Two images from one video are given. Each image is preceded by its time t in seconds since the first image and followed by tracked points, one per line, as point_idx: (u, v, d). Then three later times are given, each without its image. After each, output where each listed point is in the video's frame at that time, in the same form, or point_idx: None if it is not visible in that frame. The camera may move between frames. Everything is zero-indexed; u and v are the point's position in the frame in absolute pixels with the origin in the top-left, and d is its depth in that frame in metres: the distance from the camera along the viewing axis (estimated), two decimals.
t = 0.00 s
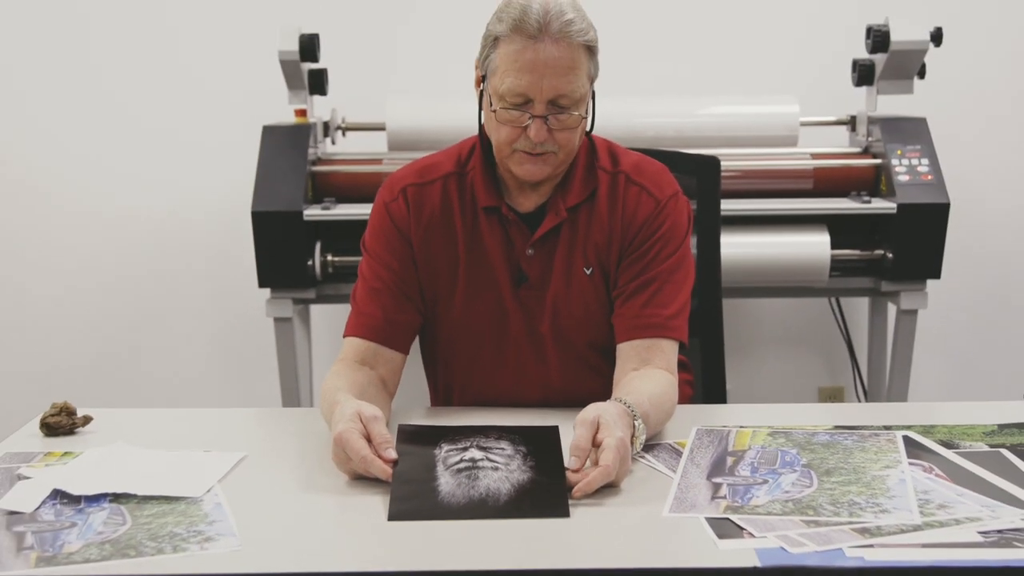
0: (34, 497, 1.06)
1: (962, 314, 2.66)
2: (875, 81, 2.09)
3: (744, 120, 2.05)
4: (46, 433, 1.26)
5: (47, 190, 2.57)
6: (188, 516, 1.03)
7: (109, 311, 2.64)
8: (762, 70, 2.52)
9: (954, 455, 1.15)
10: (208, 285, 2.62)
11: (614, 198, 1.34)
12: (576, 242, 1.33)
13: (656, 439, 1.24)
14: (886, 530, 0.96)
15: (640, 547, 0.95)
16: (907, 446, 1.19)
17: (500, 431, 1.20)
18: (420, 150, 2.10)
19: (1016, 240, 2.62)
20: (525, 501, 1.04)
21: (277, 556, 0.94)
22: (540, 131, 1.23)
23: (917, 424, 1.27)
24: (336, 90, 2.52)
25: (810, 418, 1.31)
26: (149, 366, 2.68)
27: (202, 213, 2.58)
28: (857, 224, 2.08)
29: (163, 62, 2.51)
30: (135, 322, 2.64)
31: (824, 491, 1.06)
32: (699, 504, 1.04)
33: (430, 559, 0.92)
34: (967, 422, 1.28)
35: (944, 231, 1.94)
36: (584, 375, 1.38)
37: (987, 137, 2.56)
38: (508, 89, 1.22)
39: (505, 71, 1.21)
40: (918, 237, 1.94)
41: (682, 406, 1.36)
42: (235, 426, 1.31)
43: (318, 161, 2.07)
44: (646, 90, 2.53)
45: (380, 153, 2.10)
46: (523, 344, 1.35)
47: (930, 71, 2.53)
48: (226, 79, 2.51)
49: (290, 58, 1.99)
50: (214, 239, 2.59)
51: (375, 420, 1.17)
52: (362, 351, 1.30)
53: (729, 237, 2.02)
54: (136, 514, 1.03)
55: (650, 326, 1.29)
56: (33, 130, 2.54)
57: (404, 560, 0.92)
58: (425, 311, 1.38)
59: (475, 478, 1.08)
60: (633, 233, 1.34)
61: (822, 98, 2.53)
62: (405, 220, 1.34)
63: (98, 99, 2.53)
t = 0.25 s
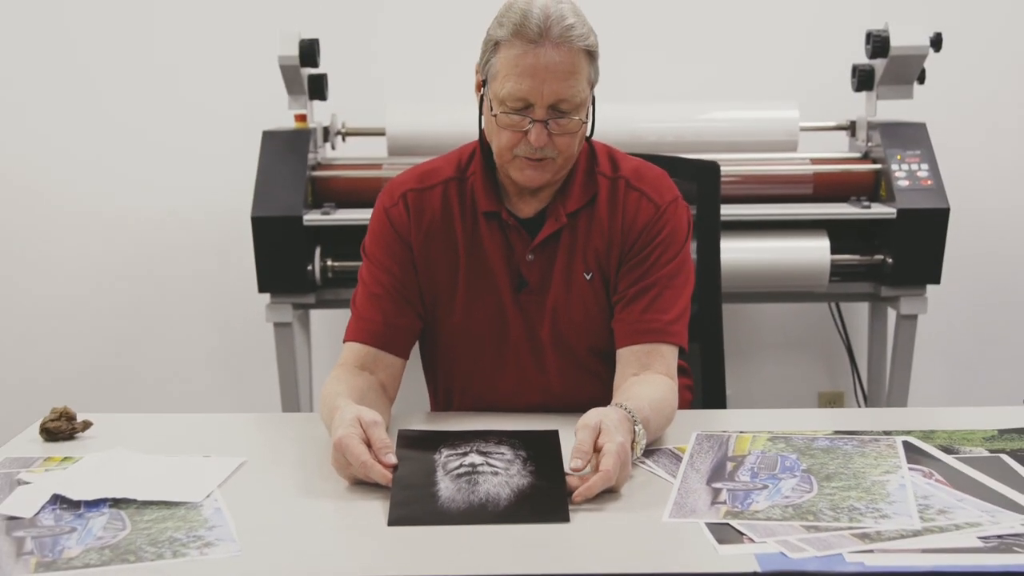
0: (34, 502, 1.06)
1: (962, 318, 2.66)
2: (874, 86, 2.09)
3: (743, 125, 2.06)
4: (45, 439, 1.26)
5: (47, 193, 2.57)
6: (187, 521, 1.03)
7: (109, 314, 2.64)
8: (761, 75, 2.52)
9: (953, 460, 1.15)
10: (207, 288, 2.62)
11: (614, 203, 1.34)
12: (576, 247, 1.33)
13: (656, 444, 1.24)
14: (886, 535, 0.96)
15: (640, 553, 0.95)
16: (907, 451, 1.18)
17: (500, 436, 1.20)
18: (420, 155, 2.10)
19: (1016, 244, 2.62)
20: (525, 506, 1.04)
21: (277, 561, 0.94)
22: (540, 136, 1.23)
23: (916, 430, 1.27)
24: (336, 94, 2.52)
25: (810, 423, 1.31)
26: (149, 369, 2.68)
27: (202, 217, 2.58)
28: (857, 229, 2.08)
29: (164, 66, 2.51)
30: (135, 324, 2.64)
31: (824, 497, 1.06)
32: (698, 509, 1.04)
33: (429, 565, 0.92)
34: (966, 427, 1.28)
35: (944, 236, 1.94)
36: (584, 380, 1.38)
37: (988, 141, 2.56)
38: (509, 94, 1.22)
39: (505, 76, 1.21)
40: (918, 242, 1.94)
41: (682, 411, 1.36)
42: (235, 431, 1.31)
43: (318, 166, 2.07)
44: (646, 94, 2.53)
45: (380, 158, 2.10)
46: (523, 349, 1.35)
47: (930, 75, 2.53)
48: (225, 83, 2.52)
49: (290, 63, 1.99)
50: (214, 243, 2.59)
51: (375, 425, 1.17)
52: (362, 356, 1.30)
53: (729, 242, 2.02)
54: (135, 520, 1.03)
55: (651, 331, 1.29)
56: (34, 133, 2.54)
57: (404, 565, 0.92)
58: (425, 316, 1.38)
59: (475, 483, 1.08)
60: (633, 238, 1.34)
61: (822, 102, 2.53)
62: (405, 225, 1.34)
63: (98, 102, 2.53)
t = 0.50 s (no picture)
0: (33, 507, 1.06)
1: (962, 324, 2.66)
2: (873, 91, 2.09)
3: (743, 130, 2.06)
4: (45, 444, 1.26)
5: (47, 196, 2.57)
6: (187, 527, 1.03)
7: (109, 318, 2.64)
8: (760, 81, 2.53)
9: (953, 466, 1.15)
10: (207, 292, 2.62)
11: (613, 209, 1.35)
12: (576, 252, 1.33)
13: (656, 450, 1.24)
14: (885, 540, 0.96)
15: (639, 559, 0.95)
16: (906, 457, 1.18)
17: (499, 442, 1.20)
18: (420, 161, 2.10)
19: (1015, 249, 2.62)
20: (524, 512, 1.04)
21: (276, 567, 0.94)
22: (540, 142, 1.23)
23: (916, 435, 1.27)
24: (336, 99, 2.52)
25: (810, 429, 1.30)
26: (149, 373, 2.68)
27: (202, 221, 2.58)
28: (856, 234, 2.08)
29: (164, 70, 2.51)
30: (135, 328, 2.64)
31: (823, 502, 1.05)
32: (698, 515, 1.04)
33: (429, 571, 0.92)
34: (966, 433, 1.28)
35: (943, 242, 1.94)
36: (583, 386, 1.38)
37: (987, 145, 2.56)
38: (509, 100, 1.22)
39: (506, 81, 1.21)
40: (917, 248, 1.94)
41: (681, 417, 1.36)
42: (234, 437, 1.31)
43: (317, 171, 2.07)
44: (645, 99, 2.53)
45: (379, 163, 2.10)
46: (523, 355, 1.35)
47: (930, 80, 2.53)
48: (225, 87, 2.52)
49: (290, 69, 2.00)
50: (214, 247, 2.59)
51: (374, 431, 1.16)
52: (361, 362, 1.30)
53: (728, 248, 2.02)
54: (134, 525, 1.03)
55: (651, 337, 1.29)
56: (34, 137, 2.54)
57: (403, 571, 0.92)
58: (424, 322, 1.38)
59: (474, 488, 1.08)
60: (632, 244, 1.34)
61: (822, 106, 2.53)
62: (405, 231, 1.34)
63: (99, 106, 2.53)
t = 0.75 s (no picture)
0: (32, 514, 1.06)
1: (961, 329, 2.67)
2: (872, 98, 2.09)
3: (742, 137, 2.06)
4: (44, 451, 1.26)
5: (47, 200, 2.57)
6: (186, 534, 1.02)
7: (108, 321, 2.64)
8: (760, 86, 2.53)
9: (953, 472, 1.15)
10: (206, 297, 2.62)
11: (613, 216, 1.35)
12: (575, 259, 1.33)
13: (655, 456, 1.23)
14: (885, 547, 0.96)
15: (638, 565, 0.95)
16: (906, 463, 1.18)
17: (499, 448, 1.20)
18: (419, 167, 2.10)
19: (1014, 254, 2.62)
20: (524, 519, 1.03)
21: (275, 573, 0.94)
22: (539, 149, 1.23)
23: (916, 441, 1.26)
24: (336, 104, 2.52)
25: (809, 435, 1.30)
26: (148, 377, 2.67)
27: (202, 225, 2.58)
28: (856, 240, 2.08)
29: (163, 74, 2.51)
30: (134, 332, 2.64)
31: (822, 509, 1.05)
32: (697, 521, 1.04)
33: None
34: (965, 439, 1.28)
35: (942, 248, 1.94)
36: (582, 393, 1.38)
37: (986, 150, 2.56)
38: (508, 107, 1.22)
39: (505, 88, 1.21)
40: (917, 254, 1.95)
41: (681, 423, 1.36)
42: (234, 443, 1.31)
43: (316, 178, 2.07)
44: (645, 105, 2.54)
45: (379, 170, 2.11)
46: (522, 362, 1.35)
47: (929, 85, 2.53)
48: (224, 92, 2.52)
49: (289, 75, 2.00)
50: (213, 252, 2.59)
51: (374, 438, 1.16)
52: (361, 368, 1.30)
53: (727, 254, 2.03)
54: (134, 532, 1.03)
55: (650, 343, 1.29)
56: (34, 140, 2.54)
57: None
58: (424, 328, 1.38)
59: (473, 495, 1.08)
60: (631, 251, 1.34)
61: (821, 111, 2.53)
62: (404, 237, 1.34)
63: (98, 110, 2.53)
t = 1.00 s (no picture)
0: (31, 521, 1.05)
1: (961, 335, 2.66)
2: (872, 105, 2.09)
3: (742, 144, 2.06)
4: (44, 458, 1.25)
5: (48, 202, 2.57)
6: (185, 541, 1.02)
7: (109, 325, 2.64)
8: (761, 94, 2.53)
9: (952, 479, 1.14)
10: (206, 302, 2.62)
11: (612, 223, 1.35)
12: (575, 266, 1.33)
13: (654, 463, 1.22)
14: (885, 554, 0.95)
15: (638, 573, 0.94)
16: (905, 470, 1.17)
17: (498, 455, 1.19)
18: (419, 174, 2.10)
19: (1013, 259, 2.62)
20: (524, 525, 1.03)
21: None
22: (538, 155, 1.23)
23: (915, 448, 1.25)
24: (335, 110, 2.52)
25: (809, 442, 1.29)
26: (148, 381, 2.67)
27: (202, 229, 2.58)
28: (855, 247, 2.08)
29: (164, 77, 2.51)
30: (134, 336, 2.64)
31: (822, 516, 1.04)
32: (697, 529, 1.03)
33: None
34: (965, 446, 1.27)
35: (942, 255, 1.94)
36: (582, 400, 1.38)
37: (985, 156, 2.56)
38: (507, 114, 1.22)
39: (504, 95, 1.21)
40: (916, 261, 1.95)
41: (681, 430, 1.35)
42: (233, 449, 1.30)
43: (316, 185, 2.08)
44: (644, 112, 2.54)
45: (378, 177, 2.11)
46: (521, 369, 1.35)
47: (929, 89, 2.53)
48: (224, 97, 2.52)
49: (289, 82, 2.00)
50: (213, 257, 2.59)
51: (374, 445, 1.16)
52: (360, 375, 1.30)
53: (727, 261, 2.03)
54: (133, 539, 1.02)
55: (650, 350, 1.28)
56: (35, 142, 2.54)
57: None
58: (423, 335, 1.38)
59: (473, 502, 1.08)
60: (631, 258, 1.34)
61: (820, 117, 2.53)
62: (404, 244, 1.34)
63: (99, 113, 2.53)
